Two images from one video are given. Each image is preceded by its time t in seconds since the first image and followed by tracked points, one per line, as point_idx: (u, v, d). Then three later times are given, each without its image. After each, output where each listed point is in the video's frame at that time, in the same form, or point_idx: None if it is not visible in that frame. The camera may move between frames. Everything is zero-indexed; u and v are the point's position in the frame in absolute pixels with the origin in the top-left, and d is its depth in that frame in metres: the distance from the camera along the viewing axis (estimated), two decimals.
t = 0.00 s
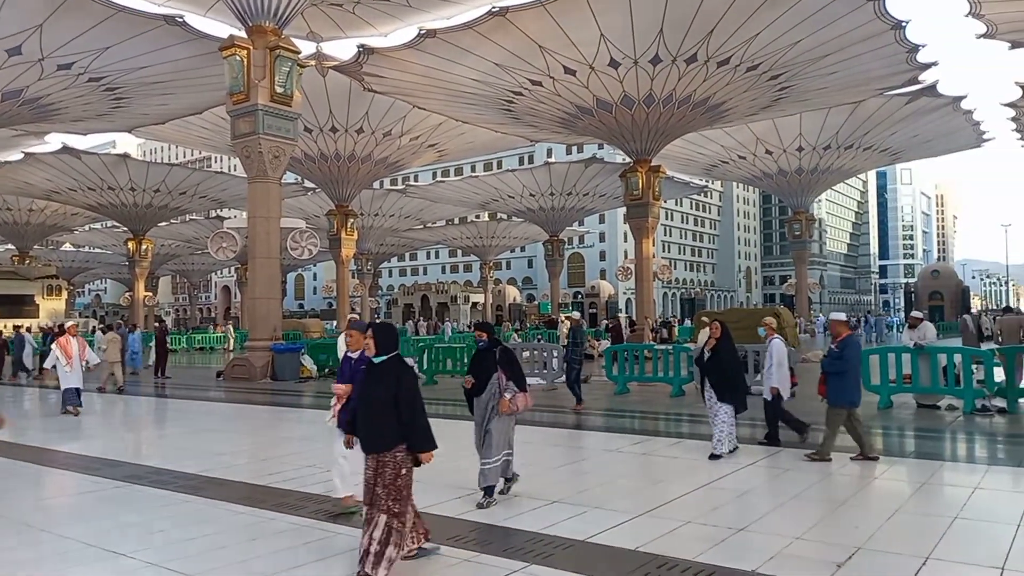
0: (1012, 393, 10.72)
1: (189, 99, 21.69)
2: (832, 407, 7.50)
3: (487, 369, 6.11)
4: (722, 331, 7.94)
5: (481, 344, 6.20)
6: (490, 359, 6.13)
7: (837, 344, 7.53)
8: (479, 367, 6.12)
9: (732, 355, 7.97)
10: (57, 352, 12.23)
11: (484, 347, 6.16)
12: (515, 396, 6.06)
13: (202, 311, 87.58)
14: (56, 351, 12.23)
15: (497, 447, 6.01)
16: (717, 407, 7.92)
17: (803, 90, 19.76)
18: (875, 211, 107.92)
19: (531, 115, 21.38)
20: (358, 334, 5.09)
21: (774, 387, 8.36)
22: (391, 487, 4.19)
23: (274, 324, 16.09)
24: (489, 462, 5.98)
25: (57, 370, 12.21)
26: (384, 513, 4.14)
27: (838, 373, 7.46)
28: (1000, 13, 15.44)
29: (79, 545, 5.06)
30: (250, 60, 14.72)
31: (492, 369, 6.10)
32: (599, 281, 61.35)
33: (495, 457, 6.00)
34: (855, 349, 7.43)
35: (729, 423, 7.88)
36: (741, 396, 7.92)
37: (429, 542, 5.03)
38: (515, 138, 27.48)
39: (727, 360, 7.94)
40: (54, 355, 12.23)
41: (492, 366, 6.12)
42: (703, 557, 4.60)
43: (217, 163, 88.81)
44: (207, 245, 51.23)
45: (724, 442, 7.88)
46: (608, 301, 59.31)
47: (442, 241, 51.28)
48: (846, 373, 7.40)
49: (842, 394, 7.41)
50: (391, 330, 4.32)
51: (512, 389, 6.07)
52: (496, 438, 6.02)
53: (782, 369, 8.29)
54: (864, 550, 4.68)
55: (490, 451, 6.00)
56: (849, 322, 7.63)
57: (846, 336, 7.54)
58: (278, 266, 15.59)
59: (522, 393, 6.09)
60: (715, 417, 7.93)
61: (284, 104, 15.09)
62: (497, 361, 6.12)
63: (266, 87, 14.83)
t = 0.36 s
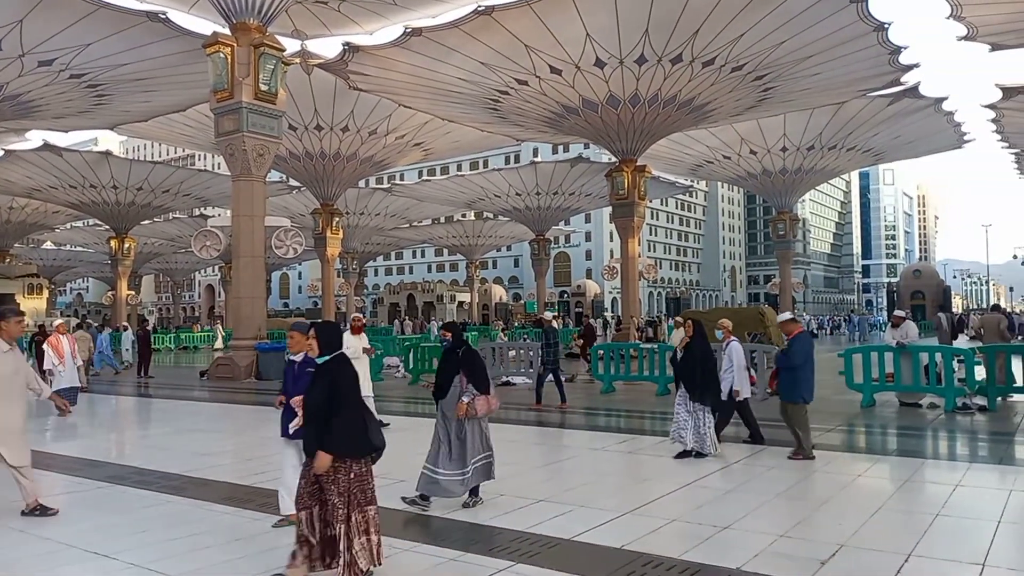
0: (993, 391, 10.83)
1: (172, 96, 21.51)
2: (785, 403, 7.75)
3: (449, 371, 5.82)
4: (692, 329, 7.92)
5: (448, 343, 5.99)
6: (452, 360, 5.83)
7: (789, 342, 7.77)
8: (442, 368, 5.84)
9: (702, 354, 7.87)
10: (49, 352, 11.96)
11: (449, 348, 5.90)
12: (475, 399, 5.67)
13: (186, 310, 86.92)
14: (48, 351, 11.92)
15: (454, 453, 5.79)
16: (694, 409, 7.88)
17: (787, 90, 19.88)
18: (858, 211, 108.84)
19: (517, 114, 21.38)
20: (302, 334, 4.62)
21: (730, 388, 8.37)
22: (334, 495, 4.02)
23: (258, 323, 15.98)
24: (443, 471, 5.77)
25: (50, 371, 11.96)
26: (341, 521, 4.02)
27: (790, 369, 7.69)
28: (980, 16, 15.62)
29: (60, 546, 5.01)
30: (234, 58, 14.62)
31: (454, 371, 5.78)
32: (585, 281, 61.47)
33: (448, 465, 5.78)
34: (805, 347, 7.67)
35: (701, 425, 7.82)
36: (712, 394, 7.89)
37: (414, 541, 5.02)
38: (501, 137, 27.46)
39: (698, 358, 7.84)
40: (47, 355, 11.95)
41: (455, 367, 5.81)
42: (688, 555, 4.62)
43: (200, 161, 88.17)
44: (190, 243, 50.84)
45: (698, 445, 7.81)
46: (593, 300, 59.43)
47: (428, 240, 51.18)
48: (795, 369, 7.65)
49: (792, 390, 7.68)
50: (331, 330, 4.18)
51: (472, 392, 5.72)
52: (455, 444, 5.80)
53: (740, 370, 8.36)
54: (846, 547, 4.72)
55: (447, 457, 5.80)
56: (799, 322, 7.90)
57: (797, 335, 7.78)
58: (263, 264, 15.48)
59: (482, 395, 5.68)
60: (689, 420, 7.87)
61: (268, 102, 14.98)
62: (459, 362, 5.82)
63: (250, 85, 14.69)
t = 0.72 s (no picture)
0: (978, 390, 10.91)
1: (159, 95, 21.37)
2: (744, 403, 7.88)
3: (404, 371, 5.69)
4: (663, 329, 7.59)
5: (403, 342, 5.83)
6: (407, 360, 5.69)
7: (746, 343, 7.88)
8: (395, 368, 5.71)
9: (676, 354, 7.59)
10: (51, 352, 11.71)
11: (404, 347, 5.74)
12: (431, 399, 5.57)
13: (173, 310, 86.44)
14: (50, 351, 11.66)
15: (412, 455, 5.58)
16: (670, 411, 7.59)
17: (775, 91, 19.98)
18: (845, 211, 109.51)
19: (507, 114, 21.36)
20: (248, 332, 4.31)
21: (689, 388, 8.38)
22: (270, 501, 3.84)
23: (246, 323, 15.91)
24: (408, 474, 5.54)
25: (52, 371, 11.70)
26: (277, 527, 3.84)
27: (749, 369, 7.81)
28: (967, 18, 15.73)
29: (44, 547, 4.97)
30: (223, 56, 14.55)
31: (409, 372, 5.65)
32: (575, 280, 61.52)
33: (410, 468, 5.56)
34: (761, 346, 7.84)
35: (677, 427, 7.64)
36: (690, 395, 7.57)
37: (403, 541, 5.02)
38: (491, 137, 27.46)
39: (672, 359, 7.56)
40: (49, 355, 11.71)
41: (410, 368, 5.67)
42: (677, 554, 4.63)
43: (188, 160, 87.67)
44: (178, 242, 50.53)
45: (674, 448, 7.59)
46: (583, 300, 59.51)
47: (418, 239, 51.10)
48: (754, 369, 7.78)
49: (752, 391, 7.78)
50: (263, 329, 3.99)
51: (429, 393, 5.58)
52: (413, 446, 5.59)
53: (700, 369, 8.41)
54: (833, 546, 4.75)
55: (408, 460, 5.56)
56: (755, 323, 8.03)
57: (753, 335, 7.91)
58: (251, 263, 15.40)
59: (438, 395, 5.58)
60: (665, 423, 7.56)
61: (257, 101, 14.89)
62: (414, 362, 5.68)
63: (239, 83, 14.60)
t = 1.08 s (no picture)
0: (956, 387, 11.04)
1: (139, 89, 21.11)
2: (701, 397, 7.98)
3: (360, 371, 5.41)
4: (634, 331, 7.53)
5: (358, 342, 5.56)
6: (363, 360, 5.40)
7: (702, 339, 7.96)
8: (351, 369, 5.43)
9: (646, 354, 7.54)
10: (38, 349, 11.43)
11: (361, 346, 5.46)
12: (390, 401, 5.33)
13: (153, 307, 85.63)
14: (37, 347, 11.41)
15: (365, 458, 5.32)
16: (641, 411, 7.43)
17: (757, 90, 20.11)
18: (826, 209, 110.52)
19: (490, 110, 21.31)
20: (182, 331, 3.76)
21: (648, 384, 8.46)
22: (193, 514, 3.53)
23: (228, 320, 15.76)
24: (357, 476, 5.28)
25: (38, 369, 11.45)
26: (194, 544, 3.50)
27: (706, 365, 7.91)
28: (946, 18, 15.91)
29: (19, 547, 4.89)
30: (203, 50, 14.37)
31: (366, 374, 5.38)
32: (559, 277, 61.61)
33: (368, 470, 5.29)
34: (718, 342, 7.85)
35: (648, 426, 7.40)
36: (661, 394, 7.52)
37: (385, 538, 5.01)
38: (475, 133, 27.41)
39: (643, 360, 7.50)
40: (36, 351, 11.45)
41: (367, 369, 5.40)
42: (660, 550, 4.65)
43: (168, 155, 86.79)
44: (157, 238, 50.02)
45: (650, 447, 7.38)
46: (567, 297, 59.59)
47: (402, 236, 50.95)
48: (710, 364, 7.87)
49: (709, 385, 7.88)
50: (202, 330, 3.66)
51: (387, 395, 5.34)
52: (366, 448, 5.33)
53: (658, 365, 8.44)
54: (813, 541, 4.78)
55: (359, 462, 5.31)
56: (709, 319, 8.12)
57: (708, 330, 8.00)
58: (232, 260, 15.24)
59: (397, 397, 5.35)
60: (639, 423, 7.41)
61: (237, 96, 14.75)
62: (371, 362, 5.40)
63: (219, 78, 14.43)
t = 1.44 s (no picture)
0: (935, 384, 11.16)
1: (119, 84, 20.86)
2: (652, 396, 8.03)
3: (312, 372, 5.24)
4: (612, 329, 7.44)
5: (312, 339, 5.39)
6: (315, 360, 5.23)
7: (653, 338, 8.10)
8: (303, 370, 5.27)
9: (622, 352, 7.42)
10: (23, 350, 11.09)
11: (312, 345, 5.29)
12: (338, 404, 5.12)
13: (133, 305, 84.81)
14: (22, 348, 11.09)
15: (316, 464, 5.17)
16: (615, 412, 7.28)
17: (740, 89, 20.22)
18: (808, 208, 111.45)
19: (474, 108, 21.28)
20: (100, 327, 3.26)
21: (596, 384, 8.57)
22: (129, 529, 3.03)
23: (209, 317, 15.64)
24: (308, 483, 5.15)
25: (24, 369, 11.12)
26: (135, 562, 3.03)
27: (655, 363, 7.97)
28: (926, 19, 16.09)
29: None
30: (185, 46, 14.20)
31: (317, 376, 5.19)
32: (543, 274, 61.68)
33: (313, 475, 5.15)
34: (669, 342, 8.04)
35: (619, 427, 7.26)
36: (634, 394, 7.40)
37: (368, 537, 4.99)
38: (459, 131, 27.37)
39: (619, 358, 7.40)
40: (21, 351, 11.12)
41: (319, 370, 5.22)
42: (643, 547, 4.67)
43: (148, 151, 85.98)
44: (137, 235, 49.53)
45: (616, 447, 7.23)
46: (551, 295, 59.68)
47: (385, 233, 50.79)
48: (659, 362, 7.91)
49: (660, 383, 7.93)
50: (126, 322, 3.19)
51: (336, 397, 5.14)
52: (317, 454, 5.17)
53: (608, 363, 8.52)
54: (794, 537, 4.82)
55: (312, 470, 5.17)
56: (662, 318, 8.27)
57: (659, 331, 8.16)
58: (214, 257, 15.09)
59: (348, 400, 5.14)
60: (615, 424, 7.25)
61: (220, 91, 14.63)
62: (323, 362, 5.22)
63: (201, 73, 14.32)
